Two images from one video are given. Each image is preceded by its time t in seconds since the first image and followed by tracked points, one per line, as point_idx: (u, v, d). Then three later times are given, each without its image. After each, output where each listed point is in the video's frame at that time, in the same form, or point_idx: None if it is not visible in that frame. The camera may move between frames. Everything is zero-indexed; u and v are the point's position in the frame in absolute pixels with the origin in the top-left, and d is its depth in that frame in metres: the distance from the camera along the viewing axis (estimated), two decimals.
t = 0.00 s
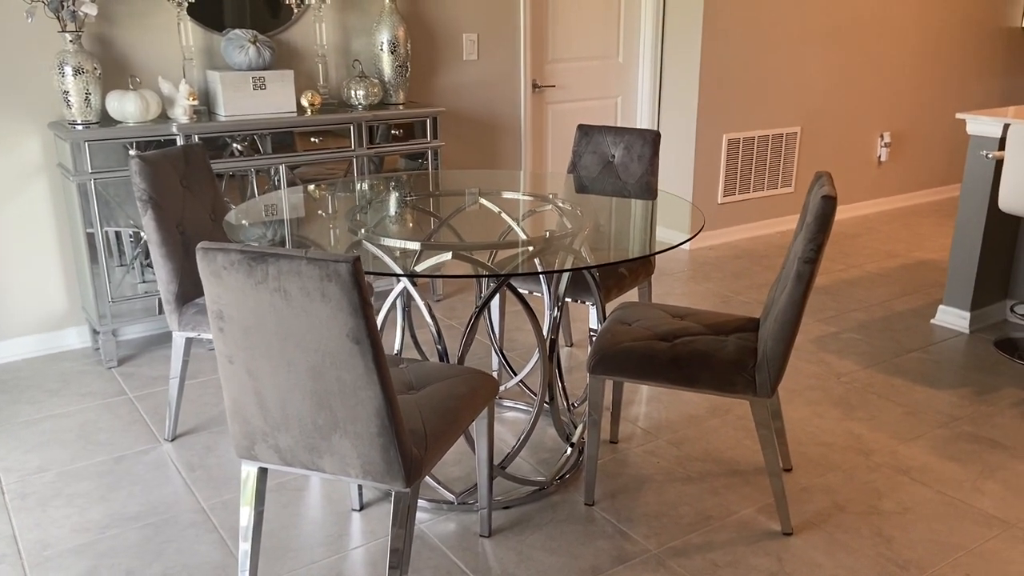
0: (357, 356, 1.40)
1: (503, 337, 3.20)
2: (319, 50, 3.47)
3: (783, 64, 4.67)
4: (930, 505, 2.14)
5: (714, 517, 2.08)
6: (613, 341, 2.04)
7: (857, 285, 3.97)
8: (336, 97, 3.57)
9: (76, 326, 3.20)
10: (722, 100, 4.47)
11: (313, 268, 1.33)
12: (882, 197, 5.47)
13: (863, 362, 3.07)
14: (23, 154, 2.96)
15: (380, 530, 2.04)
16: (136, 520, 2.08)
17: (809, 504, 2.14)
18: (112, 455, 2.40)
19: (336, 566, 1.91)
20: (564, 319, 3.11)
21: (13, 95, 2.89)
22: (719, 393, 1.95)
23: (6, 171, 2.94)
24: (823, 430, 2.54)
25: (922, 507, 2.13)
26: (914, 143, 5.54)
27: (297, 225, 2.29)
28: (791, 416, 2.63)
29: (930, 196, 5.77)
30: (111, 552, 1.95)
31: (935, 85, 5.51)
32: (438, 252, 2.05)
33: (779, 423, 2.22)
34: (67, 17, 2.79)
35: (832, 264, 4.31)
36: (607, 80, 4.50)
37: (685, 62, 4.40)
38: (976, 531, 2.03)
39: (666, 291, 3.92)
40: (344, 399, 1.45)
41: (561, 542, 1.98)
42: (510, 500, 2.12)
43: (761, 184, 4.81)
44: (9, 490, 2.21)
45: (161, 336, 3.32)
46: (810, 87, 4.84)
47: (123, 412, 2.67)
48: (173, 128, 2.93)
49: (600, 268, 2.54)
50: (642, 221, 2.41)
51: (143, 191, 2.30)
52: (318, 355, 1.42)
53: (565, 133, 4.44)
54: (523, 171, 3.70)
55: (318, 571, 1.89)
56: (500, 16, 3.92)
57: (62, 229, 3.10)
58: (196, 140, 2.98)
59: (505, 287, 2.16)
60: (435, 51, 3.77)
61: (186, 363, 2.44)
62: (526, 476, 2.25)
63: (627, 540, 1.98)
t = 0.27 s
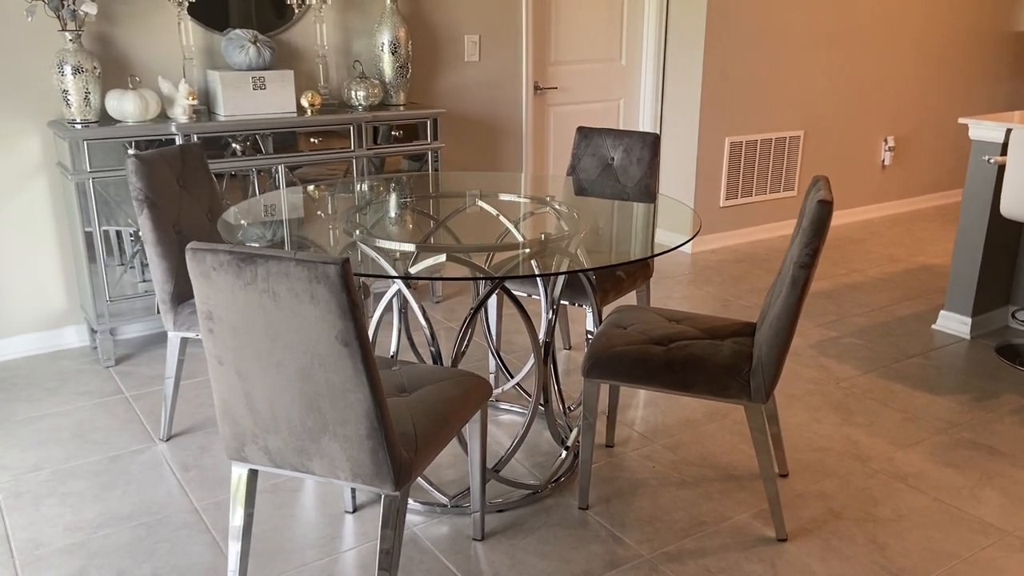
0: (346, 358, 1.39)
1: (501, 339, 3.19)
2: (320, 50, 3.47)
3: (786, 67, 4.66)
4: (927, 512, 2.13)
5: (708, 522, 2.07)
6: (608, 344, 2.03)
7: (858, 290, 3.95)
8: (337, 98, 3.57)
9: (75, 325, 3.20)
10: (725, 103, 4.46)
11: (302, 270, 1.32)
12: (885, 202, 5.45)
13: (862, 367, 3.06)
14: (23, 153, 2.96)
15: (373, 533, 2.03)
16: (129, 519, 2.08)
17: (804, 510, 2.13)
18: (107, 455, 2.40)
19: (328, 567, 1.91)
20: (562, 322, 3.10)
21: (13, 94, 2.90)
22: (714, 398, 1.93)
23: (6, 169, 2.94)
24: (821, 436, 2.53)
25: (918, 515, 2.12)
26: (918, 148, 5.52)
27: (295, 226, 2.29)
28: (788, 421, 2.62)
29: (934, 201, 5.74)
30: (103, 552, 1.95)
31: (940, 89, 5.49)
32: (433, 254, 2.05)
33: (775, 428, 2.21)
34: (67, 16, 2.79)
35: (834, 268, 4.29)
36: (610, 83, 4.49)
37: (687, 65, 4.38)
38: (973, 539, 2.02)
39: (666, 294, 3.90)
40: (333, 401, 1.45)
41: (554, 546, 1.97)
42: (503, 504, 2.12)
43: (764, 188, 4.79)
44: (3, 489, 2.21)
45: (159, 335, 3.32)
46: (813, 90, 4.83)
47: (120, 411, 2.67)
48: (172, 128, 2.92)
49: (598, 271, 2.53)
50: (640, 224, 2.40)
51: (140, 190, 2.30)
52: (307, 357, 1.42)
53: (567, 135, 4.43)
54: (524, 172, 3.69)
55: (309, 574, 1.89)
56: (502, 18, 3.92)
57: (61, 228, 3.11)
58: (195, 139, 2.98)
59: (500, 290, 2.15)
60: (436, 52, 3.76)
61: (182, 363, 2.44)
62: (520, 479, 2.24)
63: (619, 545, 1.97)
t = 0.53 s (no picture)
0: (339, 358, 1.39)
1: (502, 340, 3.19)
2: (324, 50, 3.47)
3: (794, 69, 4.63)
4: (928, 518, 2.11)
5: (706, 526, 2.06)
6: (606, 346, 2.02)
7: (863, 293, 3.93)
8: (341, 98, 3.57)
9: (78, 322, 3.21)
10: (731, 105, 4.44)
11: (294, 269, 1.32)
12: (893, 205, 5.42)
13: (866, 372, 3.03)
14: (27, 150, 2.97)
15: (370, 533, 2.03)
16: (127, 517, 2.08)
17: (804, 515, 2.11)
18: (106, 452, 2.40)
19: (324, 568, 1.90)
20: (564, 323, 3.09)
21: (18, 92, 2.91)
22: (712, 401, 1.92)
23: (10, 167, 2.95)
24: (822, 440, 2.51)
25: (919, 520, 2.10)
26: (926, 151, 5.49)
27: (295, 225, 2.28)
28: (790, 425, 2.60)
29: (942, 205, 5.71)
30: (99, 549, 1.95)
31: (948, 92, 5.46)
32: (433, 254, 2.04)
33: (775, 432, 2.19)
34: (72, 14, 2.80)
35: (840, 271, 4.27)
36: (615, 84, 4.47)
37: (693, 67, 4.37)
38: (974, 546, 2.00)
39: (670, 296, 3.89)
40: (325, 401, 1.44)
41: (550, 549, 1.96)
42: (501, 505, 2.11)
43: (770, 190, 4.77)
44: (2, 486, 2.22)
45: (162, 333, 3.32)
46: (821, 92, 4.80)
47: (120, 409, 2.68)
48: (175, 126, 2.93)
49: (599, 272, 2.52)
50: (642, 225, 2.39)
51: (141, 189, 2.30)
52: (300, 356, 1.41)
53: (572, 136, 4.42)
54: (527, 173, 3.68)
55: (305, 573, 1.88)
56: (507, 19, 3.91)
57: (65, 226, 3.12)
58: (199, 138, 2.99)
59: (500, 290, 2.14)
60: (441, 52, 3.76)
61: (182, 361, 2.44)
62: (518, 480, 2.24)
63: (616, 548, 1.96)
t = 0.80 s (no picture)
0: (339, 359, 1.39)
1: (508, 342, 3.18)
2: (332, 51, 3.48)
3: (804, 72, 4.61)
4: (934, 525, 2.09)
5: (710, 531, 2.05)
6: (609, 350, 2.01)
7: (873, 298, 3.90)
8: (349, 99, 3.58)
9: (86, 321, 3.23)
10: (741, 108, 4.43)
11: (295, 270, 1.32)
12: (904, 209, 5.38)
13: (874, 377, 3.01)
14: (37, 150, 2.99)
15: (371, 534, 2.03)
16: (130, 516, 2.09)
17: (809, 521, 2.10)
18: (111, 451, 2.41)
19: (325, 568, 1.90)
20: (570, 326, 3.08)
21: (28, 92, 2.93)
22: (716, 405, 1.91)
23: (20, 166, 2.98)
24: (828, 446, 2.49)
25: (925, 528, 2.08)
26: (938, 155, 5.45)
27: (302, 226, 2.29)
28: (796, 430, 2.59)
29: (953, 210, 5.67)
30: (103, 548, 1.96)
31: (960, 96, 5.42)
32: (438, 256, 2.04)
33: (780, 437, 2.18)
34: (82, 15, 2.81)
35: (849, 276, 4.24)
36: (624, 87, 4.47)
37: (703, 70, 4.35)
38: (980, 554, 1.98)
39: (677, 299, 3.87)
40: (326, 402, 1.44)
41: (552, 552, 1.95)
42: (504, 508, 2.10)
43: (780, 194, 4.75)
44: (8, 484, 2.23)
45: (170, 332, 3.34)
46: (832, 96, 4.78)
47: (127, 408, 2.69)
48: (184, 127, 2.94)
49: (604, 275, 2.52)
50: (648, 228, 2.38)
51: (148, 189, 2.31)
52: (300, 357, 1.41)
53: (581, 138, 4.41)
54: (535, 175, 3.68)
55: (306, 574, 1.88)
56: (516, 21, 3.91)
57: (74, 225, 3.14)
58: (208, 139, 3.00)
59: (505, 292, 2.14)
60: (449, 54, 3.77)
61: (187, 361, 2.45)
62: (521, 483, 2.23)
63: (619, 553, 1.95)
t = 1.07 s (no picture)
0: (347, 360, 1.39)
1: (518, 344, 3.18)
2: (344, 53, 3.49)
3: (817, 75, 4.59)
4: (946, 532, 2.07)
5: (719, 536, 2.04)
6: (618, 352, 2.01)
7: (885, 302, 3.88)
8: (361, 101, 3.59)
9: (99, 321, 3.25)
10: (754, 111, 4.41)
11: (304, 271, 1.32)
12: (918, 213, 5.35)
13: (886, 382, 2.99)
14: (51, 151, 3.02)
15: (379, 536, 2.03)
16: (140, 516, 2.10)
17: (819, 527, 2.09)
18: (123, 450, 2.42)
19: (333, 569, 1.90)
20: (580, 329, 3.07)
21: (43, 94, 2.95)
22: (726, 409, 1.90)
23: (35, 167, 3.00)
24: (839, 451, 2.48)
25: (936, 534, 2.06)
26: (952, 159, 5.41)
27: (312, 228, 2.29)
28: (807, 435, 2.57)
29: (967, 214, 5.63)
30: (113, 547, 1.97)
31: (975, 99, 5.38)
32: (447, 258, 2.04)
33: (791, 442, 2.17)
34: (97, 17, 2.83)
35: (862, 280, 4.22)
36: (636, 89, 4.46)
37: (716, 72, 4.33)
38: (993, 561, 1.96)
39: (688, 302, 3.86)
40: (334, 403, 1.44)
41: (561, 556, 1.95)
42: (512, 510, 2.10)
43: (792, 197, 4.73)
44: (19, 482, 2.24)
45: (181, 333, 3.35)
46: (845, 99, 4.75)
47: (138, 407, 2.70)
48: (197, 128, 2.96)
49: (614, 277, 2.52)
50: (658, 231, 2.37)
51: (160, 190, 2.33)
52: (309, 359, 1.42)
53: (592, 140, 4.41)
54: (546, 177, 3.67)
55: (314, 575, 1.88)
56: (528, 24, 3.91)
57: (88, 226, 3.16)
58: (220, 140, 3.01)
59: (514, 295, 2.14)
60: (461, 57, 3.77)
61: (198, 361, 2.46)
62: (529, 486, 2.23)
63: (627, 557, 1.95)
